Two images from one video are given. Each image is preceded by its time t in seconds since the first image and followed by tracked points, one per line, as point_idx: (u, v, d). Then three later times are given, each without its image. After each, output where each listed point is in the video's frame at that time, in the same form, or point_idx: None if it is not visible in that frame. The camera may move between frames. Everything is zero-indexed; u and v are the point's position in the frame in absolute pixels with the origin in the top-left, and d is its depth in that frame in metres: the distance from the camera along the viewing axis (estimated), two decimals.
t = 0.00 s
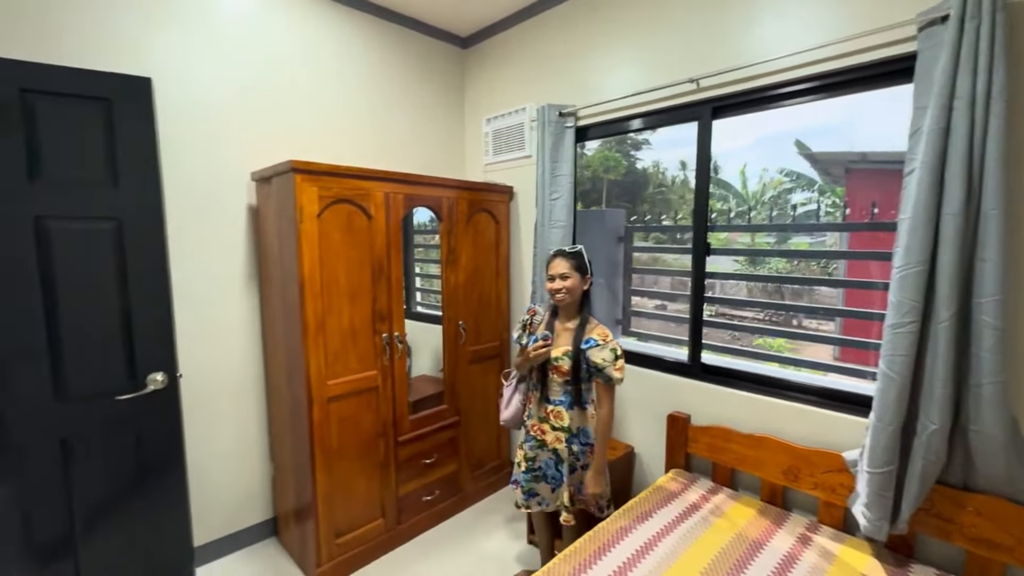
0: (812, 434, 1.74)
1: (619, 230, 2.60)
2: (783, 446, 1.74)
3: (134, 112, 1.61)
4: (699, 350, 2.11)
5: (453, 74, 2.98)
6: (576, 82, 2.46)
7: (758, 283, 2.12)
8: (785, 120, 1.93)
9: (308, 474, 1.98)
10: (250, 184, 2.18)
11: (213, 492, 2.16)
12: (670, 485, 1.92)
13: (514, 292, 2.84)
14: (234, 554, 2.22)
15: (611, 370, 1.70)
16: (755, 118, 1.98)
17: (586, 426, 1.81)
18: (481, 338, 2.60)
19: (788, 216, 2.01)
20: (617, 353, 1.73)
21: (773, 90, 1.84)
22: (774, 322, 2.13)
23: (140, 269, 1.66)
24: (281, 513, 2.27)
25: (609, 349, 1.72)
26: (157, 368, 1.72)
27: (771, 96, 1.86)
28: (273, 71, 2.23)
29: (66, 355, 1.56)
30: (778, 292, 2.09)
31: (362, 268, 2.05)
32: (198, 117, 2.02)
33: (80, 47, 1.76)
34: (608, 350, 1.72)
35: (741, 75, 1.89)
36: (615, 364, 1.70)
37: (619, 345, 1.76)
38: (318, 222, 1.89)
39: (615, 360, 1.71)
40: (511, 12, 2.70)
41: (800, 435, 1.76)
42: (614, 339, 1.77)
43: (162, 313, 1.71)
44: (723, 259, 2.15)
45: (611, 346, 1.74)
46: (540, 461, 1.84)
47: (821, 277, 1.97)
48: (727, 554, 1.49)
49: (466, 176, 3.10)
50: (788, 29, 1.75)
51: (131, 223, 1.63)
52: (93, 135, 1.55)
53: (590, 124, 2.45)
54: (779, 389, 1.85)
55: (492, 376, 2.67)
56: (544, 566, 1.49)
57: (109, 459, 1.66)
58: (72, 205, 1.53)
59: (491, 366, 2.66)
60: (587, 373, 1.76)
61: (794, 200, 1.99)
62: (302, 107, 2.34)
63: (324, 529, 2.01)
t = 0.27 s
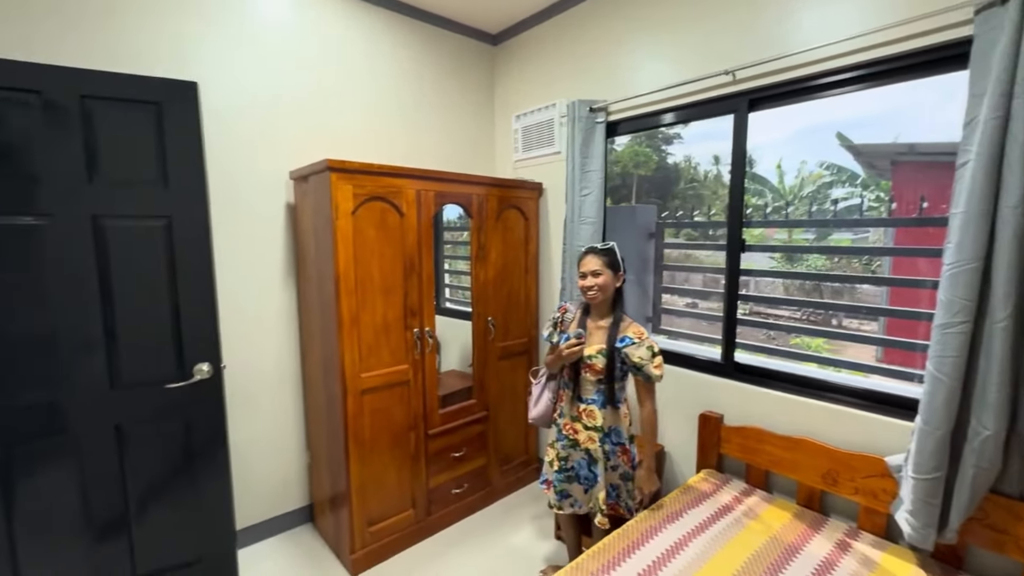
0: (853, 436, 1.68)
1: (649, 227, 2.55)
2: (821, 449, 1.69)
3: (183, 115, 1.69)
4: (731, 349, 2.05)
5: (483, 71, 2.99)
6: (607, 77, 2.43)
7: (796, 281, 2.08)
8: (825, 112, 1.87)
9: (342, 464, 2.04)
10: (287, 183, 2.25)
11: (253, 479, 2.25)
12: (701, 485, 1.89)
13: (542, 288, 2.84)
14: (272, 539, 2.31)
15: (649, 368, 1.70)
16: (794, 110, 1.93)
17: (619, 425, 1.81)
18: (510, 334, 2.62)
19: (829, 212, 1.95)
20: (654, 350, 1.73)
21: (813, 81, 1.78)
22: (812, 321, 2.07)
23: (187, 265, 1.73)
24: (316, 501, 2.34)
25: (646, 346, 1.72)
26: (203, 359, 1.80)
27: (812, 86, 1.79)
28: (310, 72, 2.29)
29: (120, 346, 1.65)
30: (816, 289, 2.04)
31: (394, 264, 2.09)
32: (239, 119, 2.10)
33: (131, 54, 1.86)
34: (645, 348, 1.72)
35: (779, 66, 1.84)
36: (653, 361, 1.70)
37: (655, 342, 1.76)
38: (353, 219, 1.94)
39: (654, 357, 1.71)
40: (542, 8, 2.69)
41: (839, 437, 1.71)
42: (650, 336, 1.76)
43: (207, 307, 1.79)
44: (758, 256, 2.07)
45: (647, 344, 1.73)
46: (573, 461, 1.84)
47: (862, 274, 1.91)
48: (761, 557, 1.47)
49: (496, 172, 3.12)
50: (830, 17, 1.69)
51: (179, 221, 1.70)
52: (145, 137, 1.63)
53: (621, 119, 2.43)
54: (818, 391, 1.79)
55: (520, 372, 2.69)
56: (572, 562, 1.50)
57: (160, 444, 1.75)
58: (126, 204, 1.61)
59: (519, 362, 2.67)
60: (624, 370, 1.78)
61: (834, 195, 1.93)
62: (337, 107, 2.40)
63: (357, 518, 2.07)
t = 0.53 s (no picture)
0: (896, 440, 1.62)
1: (680, 223, 2.50)
2: (860, 452, 1.64)
3: (224, 115, 1.74)
4: (765, 348, 2.03)
5: (512, 67, 2.99)
6: (638, 71, 2.40)
7: (833, 279, 1.98)
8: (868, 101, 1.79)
9: (372, 455, 2.08)
10: (321, 180, 2.30)
11: (287, 468, 2.32)
12: (733, 486, 1.86)
13: (569, 284, 2.82)
14: (305, 526, 2.38)
15: (677, 368, 1.66)
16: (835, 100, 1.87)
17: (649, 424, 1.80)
18: (537, 330, 2.62)
19: (869, 206, 1.85)
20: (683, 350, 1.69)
21: (855, 70, 1.73)
22: (849, 320, 1.97)
23: (227, 260, 1.79)
24: (347, 491, 2.40)
25: (676, 346, 1.68)
26: (242, 351, 1.86)
27: (854, 75, 1.74)
28: (342, 72, 2.34)
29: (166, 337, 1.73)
30: (855, 287, 1.94)
31: (423, 259, 2.11)
32: (275, 118, 2.16)
33: (175, 58, 1.93)
34: (675, 347, 1.68)
35: (818, 56, 1.78)
36: (682, 361, 1.66)
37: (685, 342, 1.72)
38: (384, 216, 1.97)
39: (683, 357, 1.68)
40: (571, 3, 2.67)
41: (880, 441, 1.65)
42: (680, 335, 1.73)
43: (246, 302, 1.85)
44: (793, 253, 2.02)
45: (677, 343, 1.69)
46: (602, 459, 1.83)
47: (905, 272, 1.81)
48: (796, 561, 1.43)
49: (523, 169, 3.11)
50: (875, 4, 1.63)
51: (220, 217, 1.76)
52: (188, 138, 1.69)
53: (652, 113, 2.40)
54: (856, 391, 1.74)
55: (547, 367, 2.69)
56: (600, 559, 1.50)
57: (202, 432, 1.82)
58: (171, 201, 1.68)
59: (545, 358, 2.67)
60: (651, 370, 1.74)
61: (875, 189, 1.83)
62: (368, 105, 2.43)
63: (387, 508, 2.11)
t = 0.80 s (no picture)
0: (936, 444, 1.55)
1: (705, 220, 2.45)
2: (897, 456, 1.58)
3: (256, 115, 1.78)
4: (796, 347, 1.95)
5: (536, 63, 2.98)
6: (666, 65, 2.36)
7: (865, 277, 1.91)
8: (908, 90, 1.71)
9: (397, 449, 2.11)
10: (348, 178, 2.33)
11: (315, 460, 2.37)
12: (762, 488, 1.82)
13: (593, 282, 2.81)
14: (331, 517, 2.43)
15: (700, 369, 1.63)
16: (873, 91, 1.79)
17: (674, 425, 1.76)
18: (560, 327, 2.61)
19: (906, 200, 1.78)
20: (708, 350, 1.66)
21: (896, 59, 1.65)
22: (884, 320, 1.91)
23: (258, 256, 1.83)
24: (372, 484, 2.44)
25: (699, 346, 1.65)
26: (273, 345, 1.90)
27: (895, 65, 1.66)
28: (369, 71, 2.36)
29: (201, 332, 1.78)
30: (889, 285, 1.87)
31: (448, 256, 2.13)
32: (305, 118, 2.20)
33: (210, 60, 1.99)
34: (698, 347, 1.65)
35: (856, 45, 1.71)
36: (705, 362, 1.63)
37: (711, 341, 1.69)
38: (410, 213, 1.98)
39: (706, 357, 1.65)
40: None
41: (918, 445, 1.59)
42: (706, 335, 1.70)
43: (277, 297, 1.89)
44: (822, 251, 1.96)
45: (703, 343, 1.66)
46: (626, 459, 1.81)
47: (943, 269, 1.73)
48: (828, 566, 1.39)
49: (547, 165, 3.10)
50: None
51: (252, 215, 1.81)
52: (222, 137, 1.74)
53: (679, 107, 2.35)
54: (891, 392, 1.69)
55: (570, 365, 2.68)
56: (625, 558, 1.49)
57: (234, 424, 1.87)
58: (206, 199, 1.73)
59: (569, 355, 2.66)
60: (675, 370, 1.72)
61: (910, 184, 1.76)
62: (394, 104, 2.46)
63: (411, 502, 2.14)
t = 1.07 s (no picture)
0: (976, 452, 1.49)
1: (731, 218, 2.40)
2: (934, 463, 1.52)
3: (284, 116, 1.81)
4: (826, 350, 1.91)
5: (558, 61, 2.96)
6: (691, 60, 2.32)
7: (895, 277, 1.84)
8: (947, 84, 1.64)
9: (419, 446, 2.13)
10: (371, 178, 2.36)
11: (338, 455, 2.41)
12: (790, 493, 1.77)
13: (615, 280, 2.78)
14: (354, 512, 2.46)
15: (727, 369, 1.59)
16: (910, 85, 1.72)
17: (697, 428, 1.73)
18: (582, 326, 2.59)
19: (943, 197, 1.70)
20: (734, 350, 1.62)
21: (934, 51, 1.59)
22: (917, 321, 1.84)
23: (284, 255, 1.87)
24: (394, 481, 2.47)
25: (724, 345, 1.61)
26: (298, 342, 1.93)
27: (931, 56, 1.60)
28: (392, 71, 2.38)
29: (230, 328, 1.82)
30: (923, 285, 1.80)
31: (469, 255, 2.13)
32: (330, 118, 2.23)
33: (239, 63, 2.03)
34: (724, 347, 1.62)
35: (892, 36, 1.65)
36: (732, 362, 1.60)
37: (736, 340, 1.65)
38: (433, 212, 2.00)
39: (733, 357, 1.61)
40: None
41: (956, 452, 1.53)
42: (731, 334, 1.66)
43: (302, 295, 1.92)
44: (851, 251, 1.89)
45: (728, 344, 1.62)
46: (648, 460, 1.80)
47: (980, 269, 1.66)
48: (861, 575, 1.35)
49: (569, 164, 3.08)
50: None
51: (279, 215, 1.84)
52: (251, 138, 1.78)
53: (704, 104, 2.31)
54: (926, 396, 1.63)
55: (591, 364, 2.66)
56: (649, 560, 1.47)
57: (261, 419, 1.91)
58: (235, 199, 1.77)
59: (590, 355, 2.64)
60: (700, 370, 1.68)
61: (945, 180, 1.70)
62: (417, 104, 2.47)
63: (432, 499, 2.15)
